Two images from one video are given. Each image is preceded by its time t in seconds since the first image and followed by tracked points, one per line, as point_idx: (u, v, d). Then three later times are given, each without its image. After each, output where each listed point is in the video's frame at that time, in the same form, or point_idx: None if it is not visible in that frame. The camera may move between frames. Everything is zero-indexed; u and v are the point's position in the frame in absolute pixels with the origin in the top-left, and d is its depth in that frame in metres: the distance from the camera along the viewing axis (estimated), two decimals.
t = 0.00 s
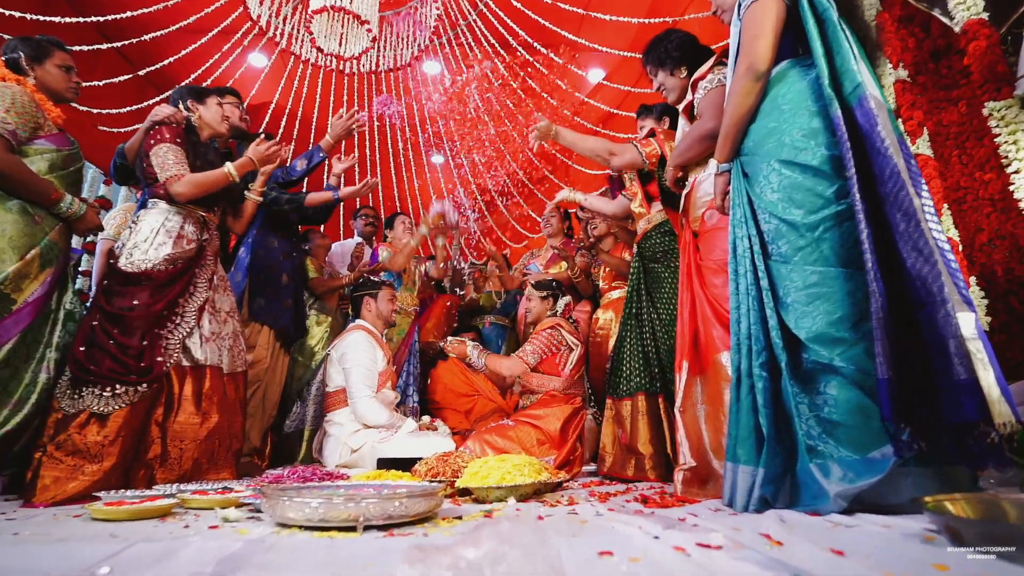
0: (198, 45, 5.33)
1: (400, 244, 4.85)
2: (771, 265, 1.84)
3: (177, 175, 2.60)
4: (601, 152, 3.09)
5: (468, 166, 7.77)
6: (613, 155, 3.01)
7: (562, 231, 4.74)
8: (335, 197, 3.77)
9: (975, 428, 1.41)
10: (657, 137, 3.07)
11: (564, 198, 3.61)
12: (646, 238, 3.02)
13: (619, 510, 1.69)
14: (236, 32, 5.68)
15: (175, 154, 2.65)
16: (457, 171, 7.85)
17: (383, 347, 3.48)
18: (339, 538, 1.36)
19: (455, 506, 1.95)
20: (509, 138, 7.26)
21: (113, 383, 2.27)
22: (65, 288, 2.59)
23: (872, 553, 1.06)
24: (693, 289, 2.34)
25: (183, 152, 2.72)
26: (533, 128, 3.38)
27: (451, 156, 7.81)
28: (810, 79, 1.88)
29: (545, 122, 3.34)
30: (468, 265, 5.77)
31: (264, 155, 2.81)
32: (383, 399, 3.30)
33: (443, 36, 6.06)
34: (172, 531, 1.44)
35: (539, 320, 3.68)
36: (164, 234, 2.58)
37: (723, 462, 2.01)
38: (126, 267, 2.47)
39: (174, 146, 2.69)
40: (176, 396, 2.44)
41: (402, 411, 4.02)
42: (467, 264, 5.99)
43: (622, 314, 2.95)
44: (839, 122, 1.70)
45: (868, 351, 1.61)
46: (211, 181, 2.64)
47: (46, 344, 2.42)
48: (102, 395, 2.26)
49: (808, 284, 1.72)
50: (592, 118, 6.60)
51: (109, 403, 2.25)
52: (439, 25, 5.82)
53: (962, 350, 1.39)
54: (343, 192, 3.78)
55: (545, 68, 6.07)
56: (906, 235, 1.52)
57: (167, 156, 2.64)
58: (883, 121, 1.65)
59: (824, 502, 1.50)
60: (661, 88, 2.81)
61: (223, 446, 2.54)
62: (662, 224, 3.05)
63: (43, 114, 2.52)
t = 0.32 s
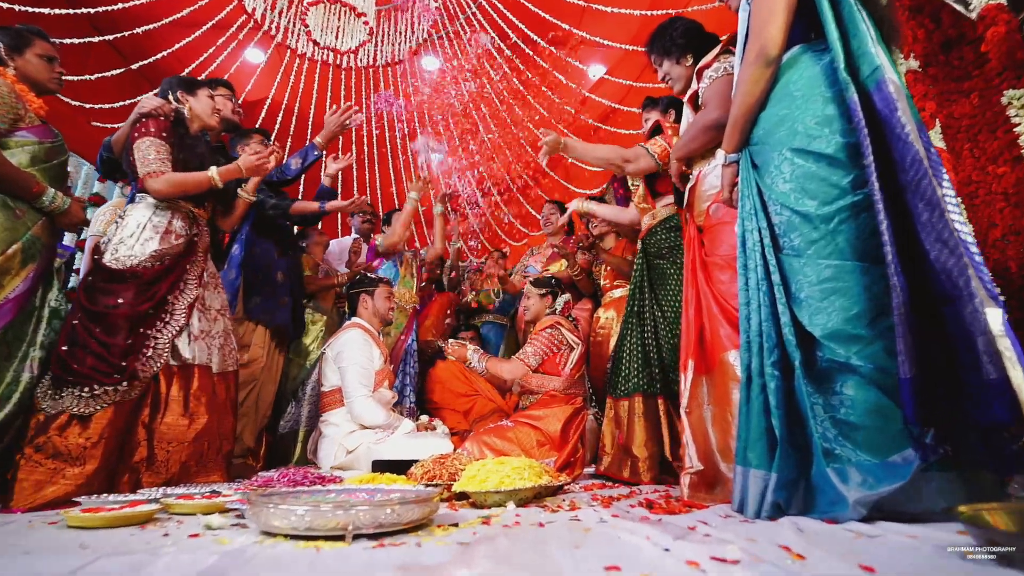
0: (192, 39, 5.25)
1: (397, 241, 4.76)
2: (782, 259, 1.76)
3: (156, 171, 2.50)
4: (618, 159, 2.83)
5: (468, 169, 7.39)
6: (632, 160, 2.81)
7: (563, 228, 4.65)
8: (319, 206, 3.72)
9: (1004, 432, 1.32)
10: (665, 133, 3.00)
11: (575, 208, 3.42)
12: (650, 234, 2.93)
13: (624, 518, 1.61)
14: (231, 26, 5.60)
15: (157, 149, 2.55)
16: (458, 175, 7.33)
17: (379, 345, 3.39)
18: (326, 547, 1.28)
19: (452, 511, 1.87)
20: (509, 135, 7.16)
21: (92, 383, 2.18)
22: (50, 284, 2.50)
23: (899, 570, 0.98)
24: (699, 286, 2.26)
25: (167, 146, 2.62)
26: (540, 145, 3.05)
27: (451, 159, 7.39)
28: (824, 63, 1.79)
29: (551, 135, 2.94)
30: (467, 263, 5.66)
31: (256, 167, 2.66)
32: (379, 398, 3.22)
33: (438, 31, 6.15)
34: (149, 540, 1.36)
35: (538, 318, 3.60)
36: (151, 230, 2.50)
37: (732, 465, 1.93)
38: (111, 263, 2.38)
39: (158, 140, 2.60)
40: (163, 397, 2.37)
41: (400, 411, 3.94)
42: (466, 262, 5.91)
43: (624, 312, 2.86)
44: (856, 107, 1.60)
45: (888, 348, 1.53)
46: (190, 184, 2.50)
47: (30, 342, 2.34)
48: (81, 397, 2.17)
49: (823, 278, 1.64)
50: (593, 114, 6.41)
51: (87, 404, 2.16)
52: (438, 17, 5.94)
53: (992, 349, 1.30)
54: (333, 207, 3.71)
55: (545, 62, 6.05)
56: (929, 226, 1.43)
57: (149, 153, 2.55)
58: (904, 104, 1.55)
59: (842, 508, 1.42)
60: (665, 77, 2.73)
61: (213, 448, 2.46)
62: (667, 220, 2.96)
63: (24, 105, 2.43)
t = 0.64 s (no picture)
0: (185, 31, 5.14)
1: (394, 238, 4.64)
2: (797, 253, 1.67)
3: (135, 167, 2.41)
4: (629, 161, 2.72)
5: (467, 163, 7.49)
6: (644, 162, 2.72)
7: (564, 224, 4.55)
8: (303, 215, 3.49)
9: None
10: (671, 125, 2.94)
11: (584, 215, 3.31)
12: (655, 229, 2.84)
13: (629, 527, 1.51)
14: (225, 18, 5.48)
15: (136, 141, 2.47)
16: (456, 168, 7.62)
17: (376, 343, 3.29)
18: (309, 562, 1.19)
19: (448, 519, 1.78)
20: (509, 130, 7.09)
21: (65, 385, 2.09)
22: (31, 281, 2.40)
23: None
24: (706, 282, 2.17)
25: (147, 139, 2.53)
26: (546, 158, 2.75)
27: (449, 152, 7.62)
28: (840, 45, 1.69)
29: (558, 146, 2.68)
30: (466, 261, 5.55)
31: (242, 184, 2.63)
32: (375, 398, 3.12)
33: (433, 25, 6.23)
34: (120, 554, 1.26)
35: (538, 316, 3.51)
36: (136, 225, 2.42)
37: (742, 470, 1.84)
38: (92, 259, 2.29)
39: (140, 133, 2.51)
40: (146, 397, 2.29)
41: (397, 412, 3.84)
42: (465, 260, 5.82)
43: (629, 310, 2.76)
44: (878, 90, 1.50)
45: (912, 347, 1.43)
46: (168, 185, 2.42)
47: (9, 341, 2.23)
48: (54, 398, 2.08)
49: (840, 272, 1.55)
50: (596, 108, 6.20)
51: (61, 406, 2.08)
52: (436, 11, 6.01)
53: None
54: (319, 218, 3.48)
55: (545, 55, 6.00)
56: (958, 215, 1.34)
57: (126, 145, 2.46)
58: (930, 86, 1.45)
59: (867, 518, 1.34)
60: (673, 66, 2.62)
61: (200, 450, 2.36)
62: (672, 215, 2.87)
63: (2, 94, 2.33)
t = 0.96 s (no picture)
0: (177, 24, 5.04)
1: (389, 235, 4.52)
2: (813, 245, 1.58)
3: (114, 160, 2.39)
4: (641, 161, 2.63)
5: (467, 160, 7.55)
6: (655, 161, 2.64)
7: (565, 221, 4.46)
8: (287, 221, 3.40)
9: None
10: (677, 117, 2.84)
11: (588, 217, 3.20)
12: (660, 225, 2.74)
13: (635, 538, 1.42)
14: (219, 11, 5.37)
15: (116, 133, 2.43)
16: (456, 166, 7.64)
17: (372, 343, 3.19)
18: None
19: (442, 528, 1.68)
20: (508, 124, 7.12)
21: (36, 386, 1.99)
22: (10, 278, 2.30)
23: None
24: (714, 279, 2.07)
25: (128, 131, 2.49)
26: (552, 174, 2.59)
27: (449, 149, 7.61)
28: (859, 25, 1.58)
29: (565, 161, 2.54)
30: (465, 259, 5.44)
31: (230, 198, 2.57)
32: (372, 399, 3.01)
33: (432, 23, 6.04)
34: (84, 570, 1.17)
35: (537, 315, 3.42)
36: (119, 220, 2.32)
37: (753, 476, 1.75)
38: (70, 254, 2.20)
39: (120, 124, 2.47)
40: (128, 399, 2.20)
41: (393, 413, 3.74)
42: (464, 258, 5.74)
43: (634, 308, 2.66)
44: (905, 71, 1.40)
45: (940, 346, 1.34)
46: (142, 188, 2.31)
47: None
48: (25, 401, 1.98)
49: (861, 266, 1.45)
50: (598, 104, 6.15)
51: (32, 409, 1.98)
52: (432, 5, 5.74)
53: None
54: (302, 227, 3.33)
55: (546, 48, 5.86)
56: (995, 203, 1.25)
57: (106, 139, 2.42)
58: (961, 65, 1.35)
59: (894, 531, 1.25)
60: (679, 55, 2.53)
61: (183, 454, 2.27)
62: (677, 210, 2.78)
63: None
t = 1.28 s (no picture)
0: (169, 17, 4.95)
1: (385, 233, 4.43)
2: (830, 237, 1.48)
3: (91, 152, 2.30)
4: (651, 160, 2.53)
5: (467, 158, 7.49)
6: (665, 159, 2.53)
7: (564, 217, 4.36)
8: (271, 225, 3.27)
9: None
10: (682, 108, 2.73)
11: (592, 216, 3.04)
12: (665, 220, 2.64)
13: (641, 552, 1.32)
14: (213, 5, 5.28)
15: (96, 123, 2.34)
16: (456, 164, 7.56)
17: (367, 342, 3.08)
18: None
19: (436, 539, 1.58)
20: (508, 120, 7.08)
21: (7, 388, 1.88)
22: None
23: None
24: (722, 275, 1.97)
25: (108, 121, 2.39)
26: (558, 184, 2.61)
27: (447, 147, 7.48)
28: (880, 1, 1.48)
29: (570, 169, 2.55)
30: (463, 256, 5.35)
31: (211, 214, 2.44)
32: (367, 400, 2.89)
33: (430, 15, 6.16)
34: None
35: (536, 313, 3.33)
36: (99, 213, 2.22)
37: (766, 482, 1.65)
38: (48, 250, 2.10)
39: (100, 114, 2.37)
40: (110, 400, 2.11)
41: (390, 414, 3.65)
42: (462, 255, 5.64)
43: (639, 307, 2.56)
44: (933, 49, 1.34)
45: (973, 344, 1.24)
46: (113, 189, 2.18)
47: None
48: None
49: (885, 259, 1.35)
50: (601, 98, 6.00)
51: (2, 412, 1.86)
52: None
53: None
54: (283, 236, 3.16)
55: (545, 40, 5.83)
56: None
57: (85, 128, 2.34)
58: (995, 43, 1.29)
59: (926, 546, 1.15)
60: (686, 42, 2.42)
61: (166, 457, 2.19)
62: (683, 206, 2.67)
63: None
